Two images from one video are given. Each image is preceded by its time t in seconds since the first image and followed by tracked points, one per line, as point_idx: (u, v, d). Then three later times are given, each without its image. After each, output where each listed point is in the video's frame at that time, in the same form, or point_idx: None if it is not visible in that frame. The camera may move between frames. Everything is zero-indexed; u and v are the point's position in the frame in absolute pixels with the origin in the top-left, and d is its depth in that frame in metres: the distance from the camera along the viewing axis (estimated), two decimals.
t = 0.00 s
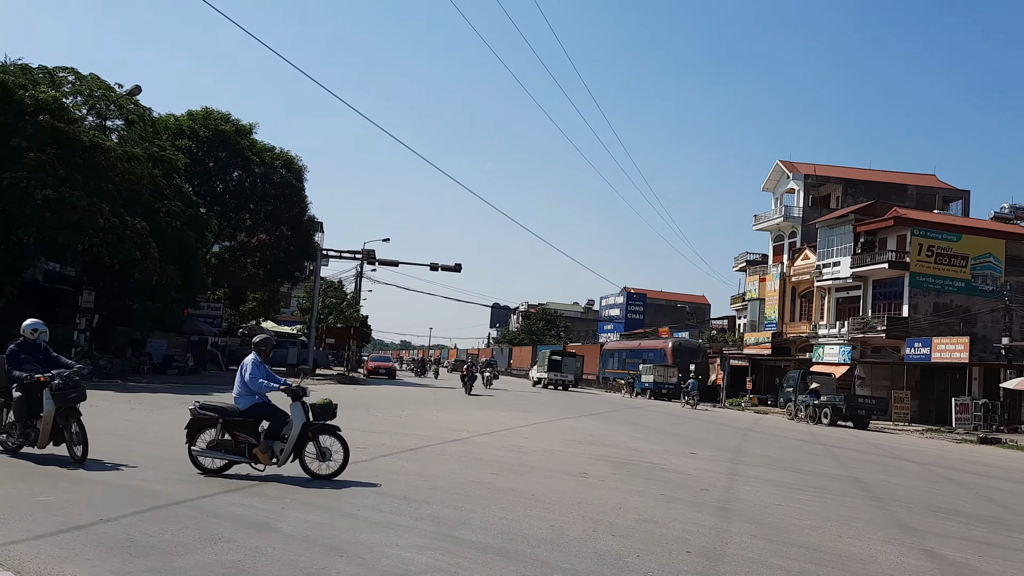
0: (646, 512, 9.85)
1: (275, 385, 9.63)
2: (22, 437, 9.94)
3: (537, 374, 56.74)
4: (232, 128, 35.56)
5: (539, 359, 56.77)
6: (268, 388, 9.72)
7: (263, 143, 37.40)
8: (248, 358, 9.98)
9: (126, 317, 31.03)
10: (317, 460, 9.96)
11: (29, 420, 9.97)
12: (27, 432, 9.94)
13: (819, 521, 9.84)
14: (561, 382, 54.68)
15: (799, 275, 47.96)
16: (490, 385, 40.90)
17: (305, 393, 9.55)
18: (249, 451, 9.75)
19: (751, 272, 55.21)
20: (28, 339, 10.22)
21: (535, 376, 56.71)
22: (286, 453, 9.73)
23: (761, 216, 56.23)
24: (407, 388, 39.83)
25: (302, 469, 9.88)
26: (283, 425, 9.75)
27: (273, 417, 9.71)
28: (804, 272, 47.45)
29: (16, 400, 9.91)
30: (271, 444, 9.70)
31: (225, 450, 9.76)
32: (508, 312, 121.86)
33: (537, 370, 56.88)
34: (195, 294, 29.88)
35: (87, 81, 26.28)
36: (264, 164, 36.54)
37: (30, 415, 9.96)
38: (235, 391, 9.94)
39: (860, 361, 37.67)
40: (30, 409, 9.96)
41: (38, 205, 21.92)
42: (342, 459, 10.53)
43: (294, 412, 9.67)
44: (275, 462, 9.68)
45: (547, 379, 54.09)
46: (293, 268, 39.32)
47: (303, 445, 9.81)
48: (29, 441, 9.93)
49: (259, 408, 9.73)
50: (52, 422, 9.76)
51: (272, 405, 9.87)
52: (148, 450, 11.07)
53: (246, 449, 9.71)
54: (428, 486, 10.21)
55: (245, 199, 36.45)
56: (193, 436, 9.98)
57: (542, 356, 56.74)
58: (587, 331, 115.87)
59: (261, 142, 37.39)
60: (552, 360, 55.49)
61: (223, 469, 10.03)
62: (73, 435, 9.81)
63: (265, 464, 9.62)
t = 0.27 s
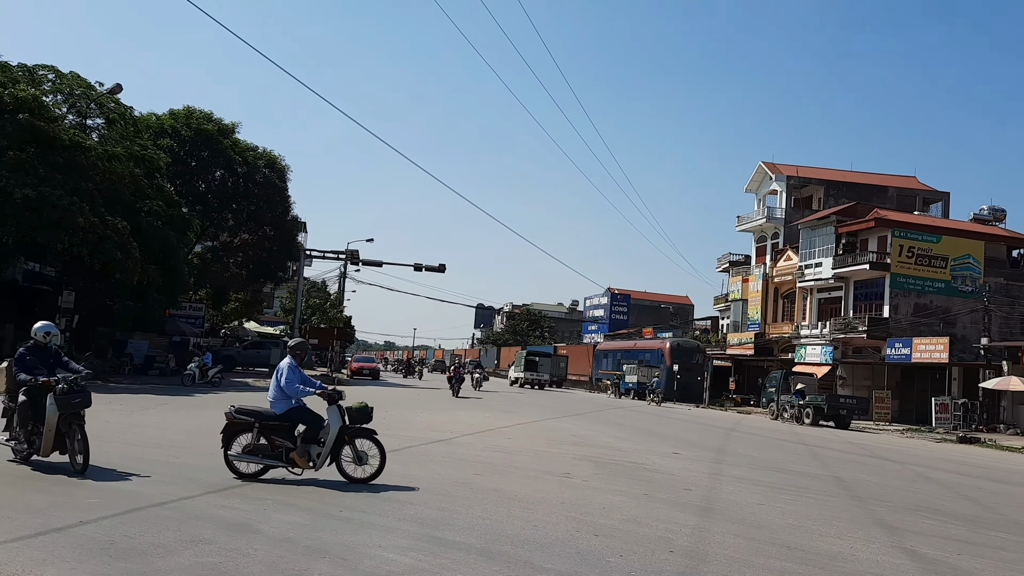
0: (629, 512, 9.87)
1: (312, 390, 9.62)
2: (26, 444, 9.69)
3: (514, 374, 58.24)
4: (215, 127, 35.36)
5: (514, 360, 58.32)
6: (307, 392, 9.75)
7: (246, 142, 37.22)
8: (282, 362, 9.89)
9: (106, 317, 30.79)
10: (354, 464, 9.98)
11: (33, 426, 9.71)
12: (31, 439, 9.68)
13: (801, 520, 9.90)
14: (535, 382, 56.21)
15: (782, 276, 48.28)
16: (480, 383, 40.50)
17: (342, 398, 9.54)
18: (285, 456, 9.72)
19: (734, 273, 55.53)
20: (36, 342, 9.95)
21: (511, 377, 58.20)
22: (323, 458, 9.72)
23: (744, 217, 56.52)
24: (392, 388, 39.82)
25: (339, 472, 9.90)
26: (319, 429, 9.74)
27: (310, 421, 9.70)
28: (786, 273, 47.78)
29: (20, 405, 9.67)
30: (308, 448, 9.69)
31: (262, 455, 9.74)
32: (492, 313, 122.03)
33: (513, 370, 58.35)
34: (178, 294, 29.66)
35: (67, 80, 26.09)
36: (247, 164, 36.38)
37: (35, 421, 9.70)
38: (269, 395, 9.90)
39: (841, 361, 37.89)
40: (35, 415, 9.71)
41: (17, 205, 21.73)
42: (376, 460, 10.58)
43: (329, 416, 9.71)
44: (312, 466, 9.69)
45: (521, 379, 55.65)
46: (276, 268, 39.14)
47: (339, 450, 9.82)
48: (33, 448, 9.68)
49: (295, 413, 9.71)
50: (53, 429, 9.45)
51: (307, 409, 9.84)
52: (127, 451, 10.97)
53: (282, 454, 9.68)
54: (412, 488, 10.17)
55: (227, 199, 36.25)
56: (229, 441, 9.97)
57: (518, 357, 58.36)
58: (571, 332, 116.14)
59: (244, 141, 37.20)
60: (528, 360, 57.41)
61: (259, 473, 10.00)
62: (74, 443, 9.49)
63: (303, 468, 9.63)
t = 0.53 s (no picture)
0: (618, 512, 9.89)
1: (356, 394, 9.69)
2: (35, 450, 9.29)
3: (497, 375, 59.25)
4: (203, 127, 35.16)
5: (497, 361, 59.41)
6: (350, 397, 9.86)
7: (234, 142, 37.06)
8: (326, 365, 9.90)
9: (93, 318, 30.58)
10: (396, 467, 10.18)
11: (44, 433, 9.29)
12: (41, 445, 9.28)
13: (789, 521, 9.93)
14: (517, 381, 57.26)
15: (770, 277, 48.46)
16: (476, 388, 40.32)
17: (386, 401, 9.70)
18: (328, 460, 9.82)
19: (723, 274, 55.71)
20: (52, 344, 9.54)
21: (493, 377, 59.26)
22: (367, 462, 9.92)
23: (733, 218, 56.71)
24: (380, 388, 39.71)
25: (382, 476, 10.07)
26: (363, 433, 9.90)
27: (354, 425, 9.83)
28: (775, 274, 47.96)
29: (32, 409, 9.25)
30: (353, 452, 9.82)
31: (305, 459, 9.80)
32: (481, 313, 122.05)
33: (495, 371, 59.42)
34: (166, 295, 29.49)
35: (53, 79, 25.91)
36: (236, 164, 36.26)
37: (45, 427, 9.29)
38: (313, 397, 10.00)
39: (829, 362, 37.97)
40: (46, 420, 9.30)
41: (1, 205, 21.58)
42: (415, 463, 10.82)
43: (372, 419, 9.95)
44: (357, 469, 9.85)
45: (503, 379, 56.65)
46: (265, 269, 39.03)
47: (383, 453, 9.99)
48: (42, 455, 9.27)
49: (339, 416, 9.81)
50: (64, 436, 9.04)
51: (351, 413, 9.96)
52: (112, 452, 10.90)
53: (326, 458, 9.77)
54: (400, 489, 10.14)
55: (216, 199, 36.09)
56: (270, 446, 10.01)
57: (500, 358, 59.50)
58: (561, 333, 116.27)
59: (233, 141, 37.04)
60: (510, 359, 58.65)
61: (301, 477, 10.05)
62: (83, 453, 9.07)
63: (350, 472, 9.77)
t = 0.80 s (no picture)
0: (608, 513, 9.90)
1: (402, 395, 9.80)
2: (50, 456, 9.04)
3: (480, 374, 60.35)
4: (193, 127, 34.97)
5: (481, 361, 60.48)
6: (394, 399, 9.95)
7: (224, 141, 36.91)
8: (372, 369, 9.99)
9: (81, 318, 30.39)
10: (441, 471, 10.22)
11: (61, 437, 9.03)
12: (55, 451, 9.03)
13: (779, 520, 9.97)
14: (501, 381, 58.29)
15: (761, 278, 48.63)
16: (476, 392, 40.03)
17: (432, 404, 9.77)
18: (374, 464, 9.86)
19: (714, 274, 55.85)
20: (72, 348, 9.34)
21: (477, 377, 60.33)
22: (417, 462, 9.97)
23: (723, 219, 56.87)
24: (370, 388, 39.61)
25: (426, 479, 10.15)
26: (409, 436, 9.97)
27: (400, 428, 9.91)
28: (765, 275, 48.13)
29: (48, 412, 9.01)
30: (399, 455, 9.87)
31: (351, 462, 9.84)
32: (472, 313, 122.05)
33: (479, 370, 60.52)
34: (155, 295, 29.32)
35: (42, 78, 25.75)
36: (226, 163, 36.14)
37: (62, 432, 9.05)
38: (360, 400, 10.12)
39: (819, 363, 38.09)
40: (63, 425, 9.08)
41: None
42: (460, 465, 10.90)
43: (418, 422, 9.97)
44: (403, 473, 9.93)
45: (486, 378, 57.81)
46: (254, 269, 39.00)
47: (427, 457, 10.05)
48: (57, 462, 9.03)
49: (385, 420, 9.91)
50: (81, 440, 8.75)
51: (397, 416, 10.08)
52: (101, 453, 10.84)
53: (372, 461, 9.82)
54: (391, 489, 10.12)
55: (205, 199, 35.94)
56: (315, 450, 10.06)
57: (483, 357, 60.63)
58: (552, 333, 116.35)
59: (223, 141, 36.89)
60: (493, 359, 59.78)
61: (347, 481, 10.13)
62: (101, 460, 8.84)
63: (396, 475, 9.84)
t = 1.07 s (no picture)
0: (599, 512, 9.90)
1: (450, 399, 9.47)
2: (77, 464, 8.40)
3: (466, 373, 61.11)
4: (183, 126, 34.79)
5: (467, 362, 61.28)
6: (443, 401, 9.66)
7: (214, 141, 36.77)
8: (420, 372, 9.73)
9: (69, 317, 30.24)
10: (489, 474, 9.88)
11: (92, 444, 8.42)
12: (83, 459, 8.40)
13: (768, 520, 10.00)
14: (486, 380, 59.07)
15: (750, 278, 48.83)
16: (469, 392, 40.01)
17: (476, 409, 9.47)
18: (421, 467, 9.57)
19: (703, 275, 56.04)
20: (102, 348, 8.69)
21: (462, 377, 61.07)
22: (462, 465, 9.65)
23: (713, 220, 57.05)
24: (360, 388, 39.55)
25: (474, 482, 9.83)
26: (456, 439, 9.62)
27: (446, 431, 9.54)
28: (755, 275, 48.32)
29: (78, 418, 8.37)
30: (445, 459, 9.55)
31: (398, 465, 9.58)
32: (463, 313, 122.08)
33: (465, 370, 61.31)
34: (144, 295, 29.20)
35: (30, 76, 25.59)
36: (215, 163, 36.03)
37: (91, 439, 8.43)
38: (404, 402, 9.80)
39: (808, 363, 38.27)
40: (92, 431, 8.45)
41: None
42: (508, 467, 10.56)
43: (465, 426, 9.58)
44: (450, 477, 9.55)
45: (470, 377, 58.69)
46: (244, 268, 38.96)
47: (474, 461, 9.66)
48: (83, 472, 8.41)
49: (432, 422, 9.58)
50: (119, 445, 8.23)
51: (444, 419, 9.74)
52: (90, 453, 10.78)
53: (418, 464, 9.53)
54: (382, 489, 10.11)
55: (195, 198, 35.81)
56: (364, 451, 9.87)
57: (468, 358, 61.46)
58: (543, 333, 116.54)
59: (213, 140, 36.75)
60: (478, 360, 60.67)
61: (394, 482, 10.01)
62: (138, 469, 8.32)
63: (441, 479, 9.48)
